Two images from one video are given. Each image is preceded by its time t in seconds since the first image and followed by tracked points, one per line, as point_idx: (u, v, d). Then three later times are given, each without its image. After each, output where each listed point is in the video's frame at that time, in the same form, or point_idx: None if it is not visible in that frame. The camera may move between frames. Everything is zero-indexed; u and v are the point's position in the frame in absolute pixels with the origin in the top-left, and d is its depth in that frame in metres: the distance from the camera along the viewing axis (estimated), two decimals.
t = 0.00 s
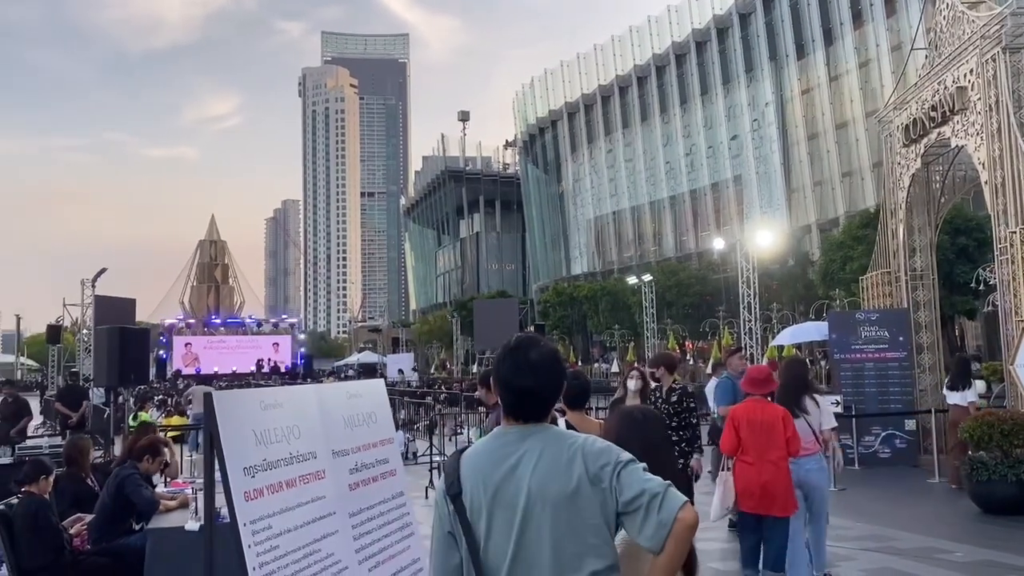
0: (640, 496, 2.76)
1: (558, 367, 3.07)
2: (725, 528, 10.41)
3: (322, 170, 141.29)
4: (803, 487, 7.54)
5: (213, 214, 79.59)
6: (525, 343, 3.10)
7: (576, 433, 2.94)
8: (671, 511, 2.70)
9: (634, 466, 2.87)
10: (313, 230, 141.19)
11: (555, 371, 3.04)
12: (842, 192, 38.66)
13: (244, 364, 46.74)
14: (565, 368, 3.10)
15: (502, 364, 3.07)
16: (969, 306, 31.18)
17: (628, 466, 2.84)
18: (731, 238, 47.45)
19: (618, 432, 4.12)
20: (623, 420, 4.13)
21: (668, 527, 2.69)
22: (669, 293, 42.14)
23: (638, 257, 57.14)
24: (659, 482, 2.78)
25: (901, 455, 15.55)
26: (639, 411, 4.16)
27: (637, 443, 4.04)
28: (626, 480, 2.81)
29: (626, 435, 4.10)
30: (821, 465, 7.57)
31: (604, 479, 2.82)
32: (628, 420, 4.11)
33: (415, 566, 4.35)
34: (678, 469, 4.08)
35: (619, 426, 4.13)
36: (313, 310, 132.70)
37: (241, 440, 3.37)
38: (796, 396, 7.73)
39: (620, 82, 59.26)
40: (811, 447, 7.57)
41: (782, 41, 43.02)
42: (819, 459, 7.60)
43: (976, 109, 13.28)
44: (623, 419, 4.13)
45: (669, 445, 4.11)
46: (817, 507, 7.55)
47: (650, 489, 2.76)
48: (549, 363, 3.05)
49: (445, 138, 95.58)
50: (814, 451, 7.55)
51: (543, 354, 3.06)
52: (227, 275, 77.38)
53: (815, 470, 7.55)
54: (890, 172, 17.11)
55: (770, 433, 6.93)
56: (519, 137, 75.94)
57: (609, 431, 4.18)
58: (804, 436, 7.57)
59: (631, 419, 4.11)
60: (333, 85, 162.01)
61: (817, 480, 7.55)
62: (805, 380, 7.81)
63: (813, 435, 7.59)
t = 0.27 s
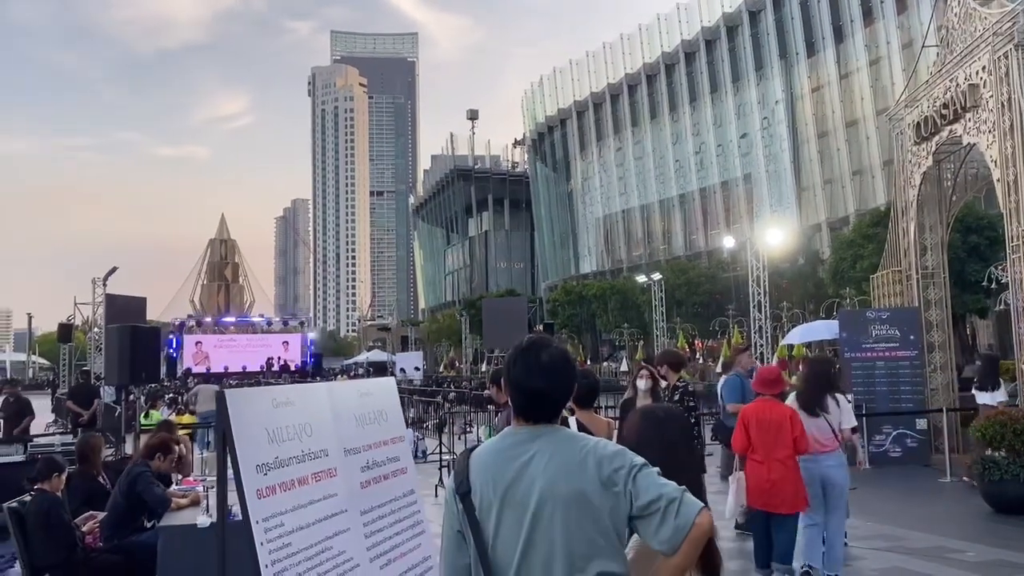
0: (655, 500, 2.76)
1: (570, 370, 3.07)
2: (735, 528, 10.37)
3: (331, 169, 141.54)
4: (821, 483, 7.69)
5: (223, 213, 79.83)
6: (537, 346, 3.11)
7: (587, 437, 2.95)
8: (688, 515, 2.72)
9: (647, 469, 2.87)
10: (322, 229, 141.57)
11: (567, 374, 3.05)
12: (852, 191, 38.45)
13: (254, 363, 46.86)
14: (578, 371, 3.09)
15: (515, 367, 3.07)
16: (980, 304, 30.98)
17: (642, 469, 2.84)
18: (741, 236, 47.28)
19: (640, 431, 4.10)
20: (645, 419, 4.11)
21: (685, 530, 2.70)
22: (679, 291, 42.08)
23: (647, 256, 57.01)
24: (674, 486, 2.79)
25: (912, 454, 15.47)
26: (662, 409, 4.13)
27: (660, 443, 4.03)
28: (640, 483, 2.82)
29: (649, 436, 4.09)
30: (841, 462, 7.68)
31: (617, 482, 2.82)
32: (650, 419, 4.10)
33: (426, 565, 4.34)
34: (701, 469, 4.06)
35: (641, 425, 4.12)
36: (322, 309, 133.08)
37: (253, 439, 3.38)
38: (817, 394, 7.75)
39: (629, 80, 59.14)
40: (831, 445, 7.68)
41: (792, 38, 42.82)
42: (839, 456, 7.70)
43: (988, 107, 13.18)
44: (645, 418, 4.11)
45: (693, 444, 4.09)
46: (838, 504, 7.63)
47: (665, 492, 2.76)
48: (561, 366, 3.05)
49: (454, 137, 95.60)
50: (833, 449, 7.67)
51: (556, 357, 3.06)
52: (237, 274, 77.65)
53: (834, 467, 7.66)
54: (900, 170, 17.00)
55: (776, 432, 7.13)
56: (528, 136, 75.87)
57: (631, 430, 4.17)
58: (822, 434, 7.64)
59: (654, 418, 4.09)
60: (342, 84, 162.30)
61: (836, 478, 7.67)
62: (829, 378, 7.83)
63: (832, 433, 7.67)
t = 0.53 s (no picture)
0: (667, 493, 2.81)
1: (579, 368, 3.07)
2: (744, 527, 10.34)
3: (340, 168, 141.82)
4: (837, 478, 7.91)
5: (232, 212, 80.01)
6: (546, 346, 3.11)
7: (598, 433, 2.95)
8: (701, 507, 2.78)
9: (657, 463, 2.90)
10: (331, 228, 141.91)
11: (577, 373, 3.04)
12: (862, 189, 38.26)
13: (264, 361, 47.30)
14: (587, 371, 3.09)
15: (525, 367, 3.07)
16: (992, 304, 30.78)
17: (653, 465, 2.87)
18: (750, 235, 47.14)
19: (660, 432, 4.08)
20: (664, 419, 4.10)
21: (697, 522, 2.76)
22: (688, 290, 42.02)
23: (656, 254, 56.87)
24: (686, 479, 2.83)
25: (922, 454, 15.38)
26: (683, 409, 4.12)
27: (681, 443, 4.01)
28: (652, 477, 2.85)
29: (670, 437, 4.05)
30: (858, 459, 7.86)
31: (629, 477, 2.84)
32: (669, 419, 4.08)
33: (436, 563, 4.34)
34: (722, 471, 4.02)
35: (660, 425, 4.10)
36: (331, 308, 133.37)
37: (264, 437, 3.38)
38: (838, 393, 7.90)
39: (638, 78, 59.03)
40: (847, 442, 7.88)
41: (802, 36, 42.64)
42: (856, 453, 7.88)
43: (1000, 105, 13.07)
44: (665, 418, 4.09)
45: (714, 445, 4.07)
46: (854, 499, 7.81)
47: (677, 485, 2.81)
48: (570, 365, 3.05)
49: (463, 136, 95.63)
50: (850, 447, 7.86)
51: (564, 357, 3.06)
52: (246, 272, 77.85)
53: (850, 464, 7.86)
54: (911, 168, 16.89)
55: (787, 427, 7.44)
56: (537, 135, 75.82)
57: (651, 429, 4.15)
58: (837, 431, 7.85)
59: (674, 418, 4.07)
60: (351, 84, 162.56)
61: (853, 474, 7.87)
62: (849, 376, 7.99)
63: (849, 430, 7.85)
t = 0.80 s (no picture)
0: (677, 492, 2.79)
1: (592, 367, 3.05)
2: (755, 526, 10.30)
3: (348, 167, 142.12)
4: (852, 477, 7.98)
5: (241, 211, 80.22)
6: (559, 345, 3.10)
7: (608, 433, 2.94)
8: (710, 507, 2.75)
9: (668, 462, 2.89)
10: (339, 227, 142.25)
11: (590, 372, 3.02)
12: (871, 188, 38.09)
13: (273, 360, 47.24)
14: (601, 370, 3.08)
15: (538, 366, 3.05)
16: (1002, 302, 30.60)
17: (663, 464, 2.85)
18: (759, 234, 46.97)
19: (677, 431, 4.07)
20: (680, 417, 4.09)
21: (706, 522, 2.74)
22: (696, 289, 41.92)
23: (664, 253, 56.75)
24: (696, 478, 2.81)
25: (932, 454, 15.27)
26: (701, 409, 4.10)
27: (697, 442, 4.00)
28: (662, 477, 2.83)
29: (683, 438, 4.05)
30: (874, 458, 7.89)
31: (639, 478, 2.82)
32: (685, 417, 4.07)
33: (445, 562, 4.34)
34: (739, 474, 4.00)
35: (676, 423, 4.09)
36: (340, 307, 133.68)
37: (273, 434, 3.39)
38: (856, 393, 7.89)
39: (646, 77, 58.94)
40: (863, 441, 7.95)
41: (811, 34, 42.47)
42: (872, 453, 7.93)
43: (1010, 103, 12.97)
44: (682, 417, 4.07)
45: (730, 446, 4.05)
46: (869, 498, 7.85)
47: (687, 485, 2.79)
48: (582, 365, 3.04)
49: (470, 135, 95.68)
50: (866, 445, 7.93)
51: (577, 356, 3.05)
52: (255, 271, 78.10)
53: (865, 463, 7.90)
54: (921, 167, 16.80)
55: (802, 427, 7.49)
56: (545, 134, 75.79)
57: (667, 428, 4.13)
58: (852, 430, 7.90)
59: (691, 416, 4.06)
60: (359, 83, 162.83)
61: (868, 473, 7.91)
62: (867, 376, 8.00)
63: (865, 430, 7.90)
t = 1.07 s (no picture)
0: (693, 495, 2.83)
1: (609, 369, 3.07)
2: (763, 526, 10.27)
3: (356, 166, 142.32)
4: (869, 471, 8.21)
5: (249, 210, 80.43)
6: (577, 346, 3.13)
7: (623, 435, 2.96)
8: (727, 511, 2.79)
9: (683, 466, 2.92)
10: (347, 226, 142.52)
11: (607, 374, 3.05)
12: (880, 186, 37.93)
13: (281, 358, 47.38)
14: (618, 371, 3.09)
15: (555, 365, 3.08)
16: (1012, 301, 30.43)
17: (679, 468, 2.88)
18: (767, 233, 46.81)
19: (685, 431, 4.07)
20: (690, 416, 4.08)
21: (723, 526, 2.78)
22: (704, 288, 41.87)
23: (672, 252, 56.63)
24: (713, 483, 2.85)
25: (941, 453, 15.23)
26: (710, 407, 4.11)
27: (705, 442, 3.99)
28: (678, 481, 2.86)
29: (693, 438, 4.05)
30: (889, 451, 8.17)
31: (653, 479, 2.85)
32: (695, 416, 4.07)
33: (453, 562, 4.34)
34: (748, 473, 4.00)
35: (686, 422, 4.08)
36: (348, 306, 133.93)
37: (282, 432, 3.39)
38: (874, 388, 8.18)
39: (654, 75, 58.82)
40: (879, 435, 8.19)
41: (819, 32, 42.30)
42: (887, 447, 8.19)
43: (1021, 101, 12.88)
44: (691, 416, 4.08)
45: (741, 446, 4.04)
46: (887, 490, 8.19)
47: (705, 488, 2.83)
48: (600, 365, 3.06)
49: (478, 134, 95.69)
50: (882, 439, 8.18)
51: (595, 357, 3.08)
52: (263, 270, 78.34)
53: (880, 457, 8.17)
54: (930, 165, 16.71)
55: (821, 422, 7.70)
56: (552, 132, 75.75)
57: (676, 426, 4.13)
58: (869, 425, 8.16)
59: (701, 415, 4.06)
60: (367, 82, 162.97)
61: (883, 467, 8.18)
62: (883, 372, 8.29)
63: (882, 424, 8.16)
